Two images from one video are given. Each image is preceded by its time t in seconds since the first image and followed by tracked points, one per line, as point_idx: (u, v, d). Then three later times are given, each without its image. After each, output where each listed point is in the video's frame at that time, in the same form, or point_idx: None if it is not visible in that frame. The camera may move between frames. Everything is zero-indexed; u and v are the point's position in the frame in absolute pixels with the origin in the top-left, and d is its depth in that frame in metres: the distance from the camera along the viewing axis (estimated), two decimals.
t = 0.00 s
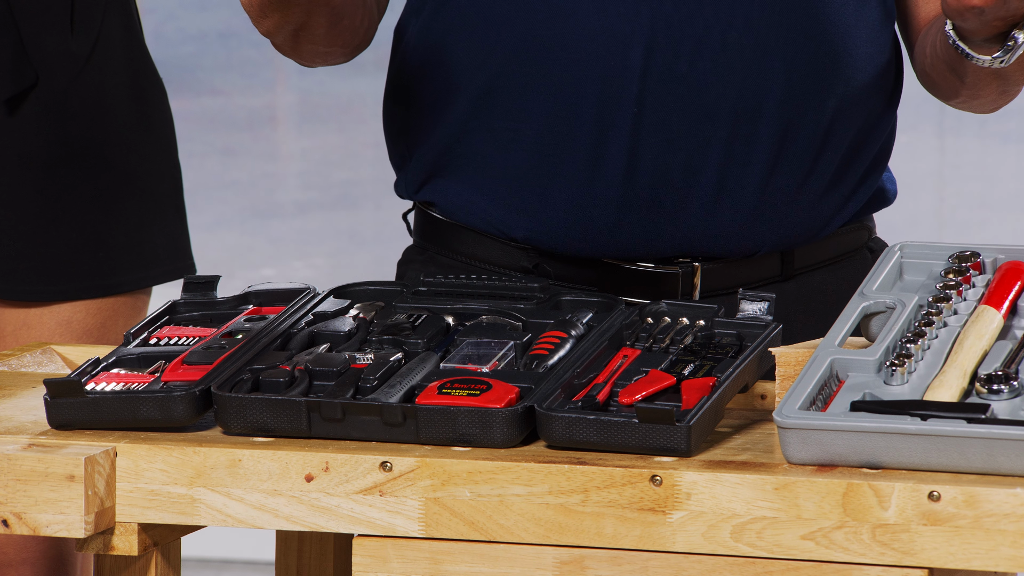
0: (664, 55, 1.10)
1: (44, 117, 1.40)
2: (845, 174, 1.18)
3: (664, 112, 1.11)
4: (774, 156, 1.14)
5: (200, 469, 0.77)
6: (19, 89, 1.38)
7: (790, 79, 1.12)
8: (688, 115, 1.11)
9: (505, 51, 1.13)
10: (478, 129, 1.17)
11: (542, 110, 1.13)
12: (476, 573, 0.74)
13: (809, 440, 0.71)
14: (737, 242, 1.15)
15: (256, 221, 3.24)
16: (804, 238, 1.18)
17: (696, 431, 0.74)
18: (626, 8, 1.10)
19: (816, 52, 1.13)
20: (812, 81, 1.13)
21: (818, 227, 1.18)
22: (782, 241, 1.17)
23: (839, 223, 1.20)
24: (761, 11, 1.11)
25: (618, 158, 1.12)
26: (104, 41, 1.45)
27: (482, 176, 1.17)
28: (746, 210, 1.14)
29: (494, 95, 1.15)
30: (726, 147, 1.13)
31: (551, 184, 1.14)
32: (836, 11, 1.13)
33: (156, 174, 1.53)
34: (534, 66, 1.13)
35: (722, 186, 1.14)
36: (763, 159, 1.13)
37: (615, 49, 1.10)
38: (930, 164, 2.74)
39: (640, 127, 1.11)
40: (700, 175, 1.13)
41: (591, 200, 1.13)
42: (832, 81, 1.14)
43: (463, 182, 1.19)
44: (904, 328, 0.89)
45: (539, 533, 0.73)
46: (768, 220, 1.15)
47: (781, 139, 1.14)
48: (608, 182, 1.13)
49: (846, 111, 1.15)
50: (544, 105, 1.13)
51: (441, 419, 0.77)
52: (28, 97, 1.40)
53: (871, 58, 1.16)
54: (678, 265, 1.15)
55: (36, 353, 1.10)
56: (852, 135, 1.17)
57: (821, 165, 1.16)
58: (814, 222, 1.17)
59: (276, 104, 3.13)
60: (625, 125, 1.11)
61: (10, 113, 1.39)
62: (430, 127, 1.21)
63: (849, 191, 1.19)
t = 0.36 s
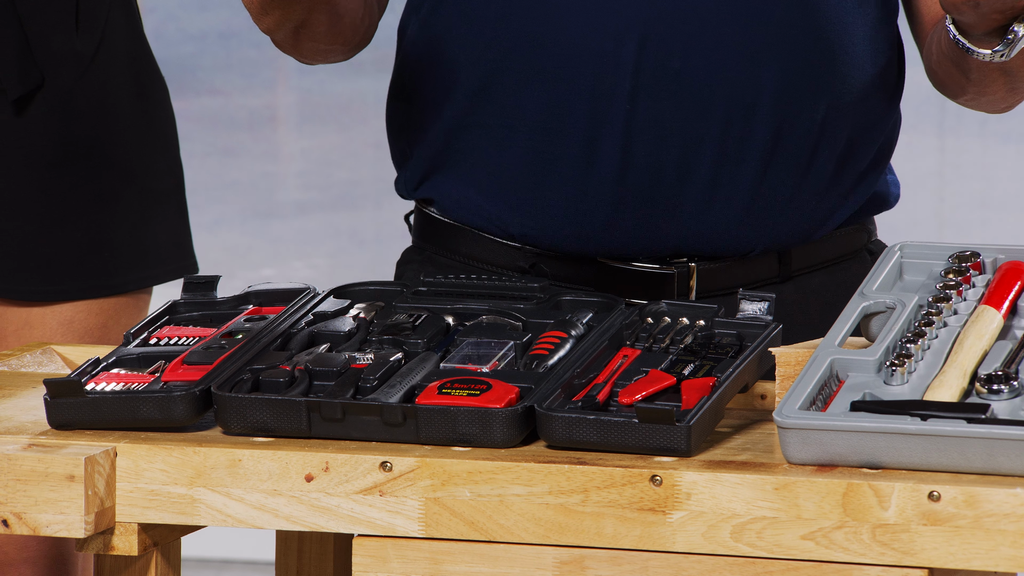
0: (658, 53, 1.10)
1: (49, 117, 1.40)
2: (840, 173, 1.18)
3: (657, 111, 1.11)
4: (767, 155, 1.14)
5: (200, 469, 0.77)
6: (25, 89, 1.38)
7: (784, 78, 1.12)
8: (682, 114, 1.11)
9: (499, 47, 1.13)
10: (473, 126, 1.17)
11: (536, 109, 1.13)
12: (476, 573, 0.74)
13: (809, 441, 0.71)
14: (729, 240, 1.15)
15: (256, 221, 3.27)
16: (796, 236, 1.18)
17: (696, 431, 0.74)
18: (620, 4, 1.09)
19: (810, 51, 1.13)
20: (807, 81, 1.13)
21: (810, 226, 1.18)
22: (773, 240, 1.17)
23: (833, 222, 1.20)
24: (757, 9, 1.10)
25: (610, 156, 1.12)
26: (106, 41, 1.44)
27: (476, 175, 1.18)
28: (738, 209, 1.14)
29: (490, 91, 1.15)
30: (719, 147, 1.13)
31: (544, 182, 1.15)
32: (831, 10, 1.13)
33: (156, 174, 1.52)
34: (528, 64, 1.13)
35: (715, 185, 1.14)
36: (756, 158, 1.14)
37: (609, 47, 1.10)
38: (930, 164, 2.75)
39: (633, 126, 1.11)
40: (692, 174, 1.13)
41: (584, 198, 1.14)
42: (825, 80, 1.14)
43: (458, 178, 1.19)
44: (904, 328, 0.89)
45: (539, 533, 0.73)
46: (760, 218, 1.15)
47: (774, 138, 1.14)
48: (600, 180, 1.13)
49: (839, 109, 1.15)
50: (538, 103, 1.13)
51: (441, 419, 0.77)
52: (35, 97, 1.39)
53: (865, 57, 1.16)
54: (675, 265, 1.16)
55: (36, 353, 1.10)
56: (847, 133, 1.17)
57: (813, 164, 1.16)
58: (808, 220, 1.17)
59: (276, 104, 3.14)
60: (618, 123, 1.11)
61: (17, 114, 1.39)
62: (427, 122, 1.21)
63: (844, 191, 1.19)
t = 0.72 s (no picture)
0: (620, 45, 1.12)
1: (54, 117, 1.40)
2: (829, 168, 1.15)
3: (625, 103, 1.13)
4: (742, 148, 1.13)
5: (200, 469, 0.77)
6: (32, 87, 1.38)
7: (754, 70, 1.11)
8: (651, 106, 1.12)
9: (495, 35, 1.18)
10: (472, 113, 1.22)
11: (519, 100, 1.17)
12: (477, 573, 0.74)
13: (808, 441, 0.71)
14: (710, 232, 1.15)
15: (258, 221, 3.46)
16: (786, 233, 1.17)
17: (696, 431, 0.74)
18: None
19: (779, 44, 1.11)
20: (780, 73, 1.11)
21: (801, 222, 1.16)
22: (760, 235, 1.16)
23: (827, 221, 1.17)
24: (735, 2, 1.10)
25: (582, 146, 1.15)
26: (109, 41, 1.44)
27: (470, 167, 1.24)
28: (714, 202, 1.14)
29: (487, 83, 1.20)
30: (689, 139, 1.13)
31: (520, 173, 1.19)
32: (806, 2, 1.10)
33: (155, 174, 1.52)
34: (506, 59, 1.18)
35: (689, 178, 1.14)
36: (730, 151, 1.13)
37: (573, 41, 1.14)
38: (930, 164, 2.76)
39: (601, 118, 1.13)
40: (663, 166, 1.13)
41: (558, 189, 1.17)
42: (807, 75, 1.11)
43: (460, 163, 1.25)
44: (904, 328, 0.89)
45: (539, 533, 0.73)
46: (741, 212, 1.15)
47: (747, 130, 1.12)
48: (574, 170, 1.16)
49: (812, 102, 1.13)
50: (514, 96, 1.18)
51: (441, 419, 0.77)
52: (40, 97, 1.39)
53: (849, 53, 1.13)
54: (659, 263, 1.16)
55: (36, 353, 1.10)
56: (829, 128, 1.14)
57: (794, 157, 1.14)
58: (796, 217, 1.16)
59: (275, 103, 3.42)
60: (587, 114, 1.14)
61: (23, 113, 1.39)
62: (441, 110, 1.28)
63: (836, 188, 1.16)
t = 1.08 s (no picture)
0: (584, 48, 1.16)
1: (54, 115, 1.39)
2: (790, 177, 1.12)
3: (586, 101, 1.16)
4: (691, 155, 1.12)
5: (200, 469, 0.77)
6: (31, 85, 1.37)
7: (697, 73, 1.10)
8: (608, 107, 1.15)
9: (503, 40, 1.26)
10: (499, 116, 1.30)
11: (514, 102, 1.24)
12: (476, 573, 0.74)
13: (808, 441, 0.71)
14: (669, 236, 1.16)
15: (257, 220, 3.54)
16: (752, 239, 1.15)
17: (696, 431, 0.74)
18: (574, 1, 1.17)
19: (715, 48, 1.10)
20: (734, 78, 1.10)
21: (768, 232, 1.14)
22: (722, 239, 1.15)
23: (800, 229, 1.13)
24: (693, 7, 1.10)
25: (556, 147, 1.19)
26: (108, 39, 1.44)
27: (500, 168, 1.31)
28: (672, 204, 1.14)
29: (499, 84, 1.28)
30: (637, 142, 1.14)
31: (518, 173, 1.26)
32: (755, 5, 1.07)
33: (154, 174, 1.52)
34: (501, 57, 1.25)
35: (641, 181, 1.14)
36: (678, 155, 1.12)
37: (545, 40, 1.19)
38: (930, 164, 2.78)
39: (570, 119, 1.18)
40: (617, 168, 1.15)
41: (538, 190, 1.22)
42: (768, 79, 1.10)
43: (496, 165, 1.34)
44: (904, 328, 0.89)
45: (539, 533, 0.73)
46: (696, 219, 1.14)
47: (697, 135, 1.12)
48: (551, 169, 1.20)
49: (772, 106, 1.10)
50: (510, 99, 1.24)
51: (441, 419, 0.77)
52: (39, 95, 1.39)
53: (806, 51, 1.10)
54: (639, 262, 1.19)
55: (36, 353, 1.10)
56: (784, 134, 1.11)
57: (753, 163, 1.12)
58: (767, 224, 1.14)
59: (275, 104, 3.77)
60: (557, 118, 1.19)
61: (23, 110, 1.38)
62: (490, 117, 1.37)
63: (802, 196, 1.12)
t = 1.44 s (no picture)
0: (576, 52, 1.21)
1: (54, 116, 1.39)
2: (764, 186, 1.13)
3: (578, 106, 1.21)
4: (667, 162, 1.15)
5: (200, 469, 0.77)
6: (32, 85, 1.36)
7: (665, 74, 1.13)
8: (593, 110, 1.19)
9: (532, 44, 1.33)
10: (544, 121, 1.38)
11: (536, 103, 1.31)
12: (476, 573, 0.74)
13: (809, 441, 0.71)
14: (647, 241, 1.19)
15: (257, 220, 3.72)
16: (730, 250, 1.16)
17: (696, 431, 0.74)
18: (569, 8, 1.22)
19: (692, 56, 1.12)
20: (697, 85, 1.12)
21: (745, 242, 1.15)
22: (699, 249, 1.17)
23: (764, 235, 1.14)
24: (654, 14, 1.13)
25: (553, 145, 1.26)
26: (106, 39, 1.44)
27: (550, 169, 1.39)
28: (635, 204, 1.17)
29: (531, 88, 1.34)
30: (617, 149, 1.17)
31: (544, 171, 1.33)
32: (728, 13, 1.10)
33: (153, 174, 1.52)
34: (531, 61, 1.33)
35: (620, 187, 1.18)
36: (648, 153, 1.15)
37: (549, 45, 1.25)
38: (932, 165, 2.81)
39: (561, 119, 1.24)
40: (601, 172, 1.19)
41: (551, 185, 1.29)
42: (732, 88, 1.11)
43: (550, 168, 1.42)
44: (904, 328, 0.88)
45: (539, 533, 0.73)
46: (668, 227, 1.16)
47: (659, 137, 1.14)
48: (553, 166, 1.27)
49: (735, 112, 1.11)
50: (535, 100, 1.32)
51: (441, 419, 0.77)
52: (38, 94, 1.38)
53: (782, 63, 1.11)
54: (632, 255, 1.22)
55: (36, 354, 1.10)
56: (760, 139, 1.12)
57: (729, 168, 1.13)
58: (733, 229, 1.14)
59: (275, 104, 3.78)
60: (553, 117, 1.25)
61: (23, 110, 1.38)
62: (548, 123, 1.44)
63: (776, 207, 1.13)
